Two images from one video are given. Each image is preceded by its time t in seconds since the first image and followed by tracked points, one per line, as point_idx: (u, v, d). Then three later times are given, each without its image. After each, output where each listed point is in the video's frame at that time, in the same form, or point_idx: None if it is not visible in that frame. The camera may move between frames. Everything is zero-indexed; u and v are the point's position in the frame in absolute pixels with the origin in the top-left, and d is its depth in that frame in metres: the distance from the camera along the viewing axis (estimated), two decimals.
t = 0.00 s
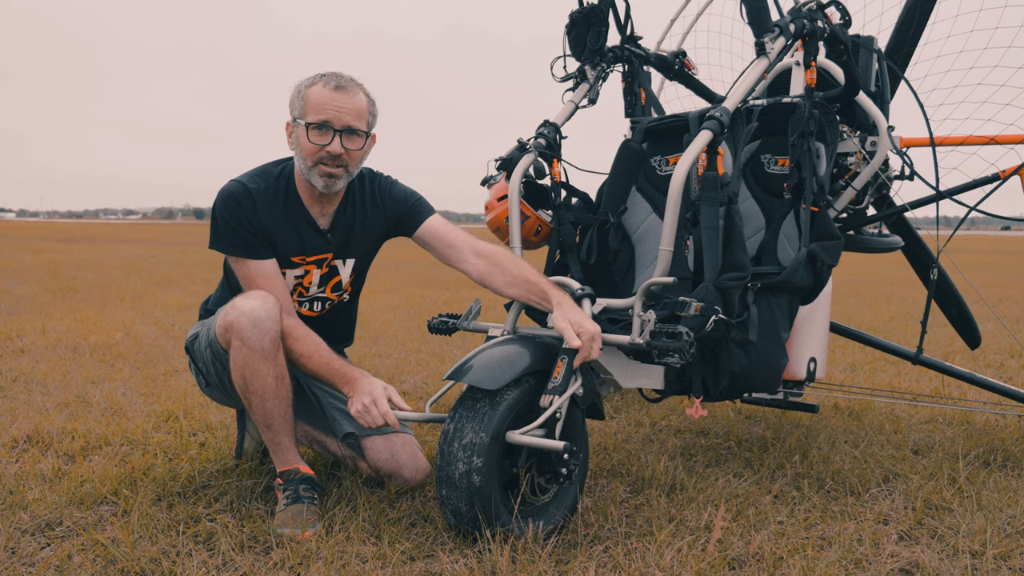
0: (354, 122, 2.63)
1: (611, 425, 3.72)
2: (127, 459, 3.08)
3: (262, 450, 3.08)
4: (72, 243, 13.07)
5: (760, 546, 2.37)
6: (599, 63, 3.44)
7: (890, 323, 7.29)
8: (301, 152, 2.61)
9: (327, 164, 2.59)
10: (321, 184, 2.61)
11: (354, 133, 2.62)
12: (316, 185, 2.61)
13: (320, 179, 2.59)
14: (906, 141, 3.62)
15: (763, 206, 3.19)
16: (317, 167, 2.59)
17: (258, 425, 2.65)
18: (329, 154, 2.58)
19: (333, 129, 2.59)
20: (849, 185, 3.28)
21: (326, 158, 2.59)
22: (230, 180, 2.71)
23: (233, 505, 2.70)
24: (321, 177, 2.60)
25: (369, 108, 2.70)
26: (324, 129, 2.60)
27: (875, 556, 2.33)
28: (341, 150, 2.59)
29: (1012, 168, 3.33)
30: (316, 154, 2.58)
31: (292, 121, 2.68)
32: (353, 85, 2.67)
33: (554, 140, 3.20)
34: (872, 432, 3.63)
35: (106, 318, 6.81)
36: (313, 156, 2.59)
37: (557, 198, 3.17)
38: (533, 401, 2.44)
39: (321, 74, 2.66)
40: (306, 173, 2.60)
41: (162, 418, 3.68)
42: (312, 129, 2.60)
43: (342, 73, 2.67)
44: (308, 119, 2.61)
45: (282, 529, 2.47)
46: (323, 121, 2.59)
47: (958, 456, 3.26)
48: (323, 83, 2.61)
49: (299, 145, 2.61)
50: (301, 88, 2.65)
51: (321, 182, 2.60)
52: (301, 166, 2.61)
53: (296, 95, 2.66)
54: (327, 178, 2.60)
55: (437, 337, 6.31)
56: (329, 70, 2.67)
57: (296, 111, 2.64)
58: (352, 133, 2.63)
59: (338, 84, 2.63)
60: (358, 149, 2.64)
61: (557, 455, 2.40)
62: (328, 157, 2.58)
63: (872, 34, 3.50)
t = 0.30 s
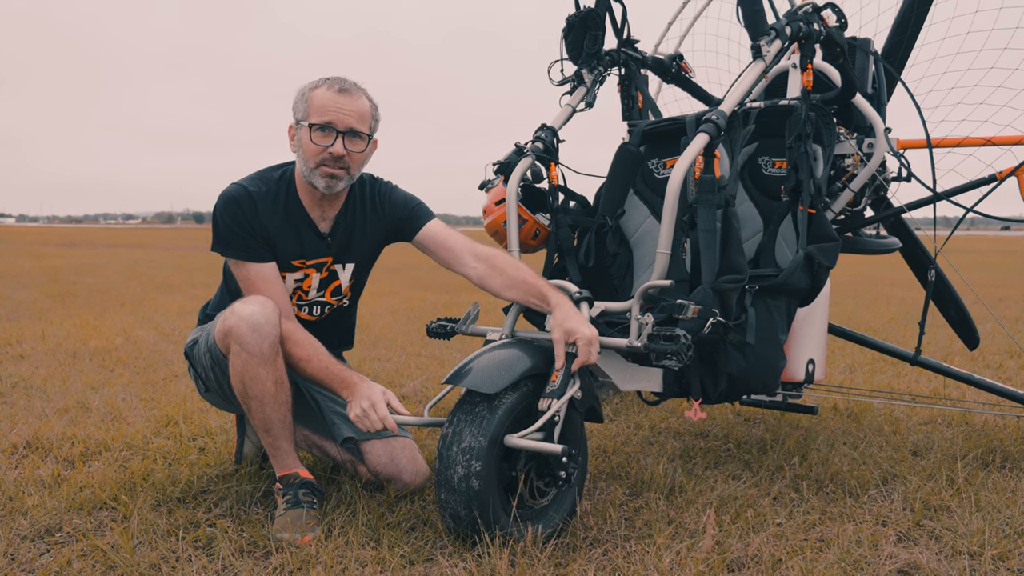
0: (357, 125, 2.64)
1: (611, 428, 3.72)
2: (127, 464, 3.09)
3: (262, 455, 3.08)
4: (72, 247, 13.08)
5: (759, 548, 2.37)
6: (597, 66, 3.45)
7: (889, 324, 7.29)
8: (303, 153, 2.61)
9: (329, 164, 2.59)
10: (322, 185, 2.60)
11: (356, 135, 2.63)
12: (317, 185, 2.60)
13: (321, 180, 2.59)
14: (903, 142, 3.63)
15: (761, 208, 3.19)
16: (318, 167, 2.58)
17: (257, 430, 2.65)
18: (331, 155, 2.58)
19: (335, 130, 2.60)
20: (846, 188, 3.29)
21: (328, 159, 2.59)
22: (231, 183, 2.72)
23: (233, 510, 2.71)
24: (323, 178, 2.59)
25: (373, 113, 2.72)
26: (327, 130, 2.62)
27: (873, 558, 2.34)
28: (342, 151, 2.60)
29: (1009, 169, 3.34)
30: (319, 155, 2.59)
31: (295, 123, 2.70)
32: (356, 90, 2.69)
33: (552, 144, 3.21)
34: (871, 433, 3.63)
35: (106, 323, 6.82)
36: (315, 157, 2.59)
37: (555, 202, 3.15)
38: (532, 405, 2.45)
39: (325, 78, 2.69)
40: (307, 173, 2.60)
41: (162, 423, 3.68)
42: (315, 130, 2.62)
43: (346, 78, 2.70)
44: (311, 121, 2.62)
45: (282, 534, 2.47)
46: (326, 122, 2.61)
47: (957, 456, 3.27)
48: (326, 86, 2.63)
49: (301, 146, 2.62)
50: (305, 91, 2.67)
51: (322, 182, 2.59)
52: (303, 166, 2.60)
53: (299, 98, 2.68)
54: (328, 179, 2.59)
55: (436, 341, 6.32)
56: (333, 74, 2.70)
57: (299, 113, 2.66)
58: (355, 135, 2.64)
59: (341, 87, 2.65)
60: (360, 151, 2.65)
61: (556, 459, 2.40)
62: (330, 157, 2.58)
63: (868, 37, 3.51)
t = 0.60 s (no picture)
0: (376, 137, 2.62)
1: (610, 430, 3.72)
2: (127, 468, 3.09)
3: (261, 458, 3.08)
4: (72, 251, 13.08)
5: (758, 550, 2.37)
6: (595, 69, 3.45)
7: (889, 325, 7.29)
8: (321, 165, 2.59)
9: (349, 177, 2.60)
10: (340, 195, 2.64)
11: (375, 147, 2.62)
12: (335, 196, 2.63)
13: (341, 191, 2.62)
14: (902, 144, 3.64)
15: (759, 210, 3.20)
16: (339, 180, 2.60)
17: (257, 433, 2.65)
18: (352, 169, 2.58)
19: (356, 144, 2.57)
20: (845, 189, 3.28)
21: (349, 172, 2.59)
22: (235, 185, 2.72)
23: (233, 514, 2.70)
24: (342, 189, 2.62)
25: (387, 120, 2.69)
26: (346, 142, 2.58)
27: (873, 559, 2.34)
28: (363, 165, 2.60)
29: (1007, 170, 3.35)
30: (339, 167, 2.58)
31: (308, 128, 2.64)
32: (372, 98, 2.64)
33: (550, 146, 3.21)
34: (871, 434, 3.64)
35: (106, 326, 6.82)
36: (335, 170, 2.58)
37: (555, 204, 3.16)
38: (531, 407, 2.44)
39: (340, 84, 2.62)
40: (326, 185, 2.61)
41: (162, 427, 3.68)
42: (334, 143, 2.57)
43: (361, 84, 2.63)
44: (330, 132, 2.57)
45: (281, 537, 2.47)
46: (346, 136, 2.56)
47: (956, 457, 3.27)
48: (344, 97, 2.57)
49: (319, 156, 2.59)
50: (320, 99, 2.60)
51: (342, 194, 2.63)
52: (321, 177, 2.60)
53: (314, 105, 2.60)
54: (348, 190, 2.62)
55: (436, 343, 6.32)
56: (348, 80, 2.63)
57: (315, 122, 2.59)
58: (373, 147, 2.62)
59: (360, 98, 2.59)
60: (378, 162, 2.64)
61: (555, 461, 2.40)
62: (350, 172, 2.58)
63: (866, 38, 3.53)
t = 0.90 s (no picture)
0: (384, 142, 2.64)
1: (601, 435, 3.73)
2: (115, 462, 3.07)
3: (251, 455, 3.06)
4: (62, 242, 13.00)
5: (747, 558, 2.38)
6: (595, 71, 3.46)
7: (879, 337, 7.33)
8: (332, 170, 2.58)
9: (360, 182, 2.61)
10: (349, 199, 2.64)
11: (383, 151, 2.64)
12: (343, 200, 2.64)
13: (350, 196, 2.63)
14: (900, 156, 3.66)
15: (756, 218, 3.22)
16: (349, 185, 2.60)
17: (248, 430, 2.64)
18: (363, 175, 2.59)
19: (367, 149, 2.59)
20: (842, 200, 3.35)
21: (359, 177, 2.60)
22: (232, 180, 2.72)
23: (222, 510, 2.69)
24: (350, 194, 2.63)
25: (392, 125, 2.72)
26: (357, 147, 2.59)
27: (860, 569, 2.35)
28: (373, 170, 2.62)
29: (1004, 185, 3.37)
30: (350, 173, 2.58)
31: (314, 132, 2.61)
32: (380, 103, 2.66)
33: (548, 148, 3.22)
34: (860, 445, 3.65)
35: (95, 319, 6.78)
36: (346, 175, 2.58)
37: (550, 207, 3.21)
38: (523, 409, 2.44)
39: (348, 88, 2.62)
40: (336, 190, 2.61)
41: (151, 422, 3.66)
42: (345, 148, 2.57)
43: (369, 89, 2.65)
44: (341, 138, 2.57)
45: (270, 535, 2.47)
46: (358, 141, 2.57)
47: (944, 470, 3.29)
48: (356, 103, 2.58)
49: (329, 161, 2.58)
50: (330, 103, 2.59)
51: (350, 199, 2.64)
52: (331, 182, 2.59)
53: (324, 109, 2.59)
54: (357, 194, 2.64)
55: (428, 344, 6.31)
56: (356, 84, 2.63)
57: (325, 127, 2.58)
58: (382, 152, 2.64)
59: (370, 103, 2.61)
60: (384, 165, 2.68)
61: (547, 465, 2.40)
62: (362, 177, 2.60)
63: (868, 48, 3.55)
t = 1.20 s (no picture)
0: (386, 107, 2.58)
1: (598, 404, 3.71)
2: (111, 424, 3.06)
3: (247, 418, 3.05)
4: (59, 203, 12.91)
5: (744, 529, 2.38)
6: (599, 38, 3.39)
7: (879, 311, 7.31)
8: (331, 133, 2.53)
9: (359, 147, 2.56)
10: (347, 164, 2.60)
11: (385, 117, 2.59)
12: (341, 164, 2.60)
13: (349, 160, 2.58)
14: (905, 127, 3.59)
15: (759, 189, 3.18)
16: (348, 149, 2.55)
17: (245, 392, 2.63)
18: (363, 140, 2.54)
19: (368, 114, 2.53)
20: (845, 171, 3.26)
21: (359, 141, 2.55)
22: (230, 141, 2.67)
23: (217, 473, 2.69)
24: (349, 159, 2.58)
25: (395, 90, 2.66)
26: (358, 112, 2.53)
27: (858, 542, 2.35)
28: (373, 136, 2.56)
29: (1010, 159, 3.32)
30: (349, 137, 2.53)
31: (315, 93, 2.55)
32: (384, 67, 2.60)
33: (550, 115, 3.16)
34: (858, 418, 3.65)
35: (92, 281, 6.74)
36: (346, 139, 2.53)
37: (553, 173, 3.14)
38: (522, 377, 2.42)
39: (352, 50, 2.55)
40: (334, 153, 2.56)
41: (147, 384, 3.65)
42: (346, 112, 2.52)
43: (373, 52, 2.58)
44: (343, 101, 2.51)
45: (266, 498, 2.46)
46: (359, 105, 2.51)
47: (943, 445, 3.29)
48: (359, 65, 2.52)
49: (329, 124, 2.53)
50: (333, 65, 2.52)
51: (348, 163, 2.59)
52: (330, 145, 2.54)
53: (326, 71, 2.53)
54: (355, 159, 2.59)
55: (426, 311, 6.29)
56: (360, 47, 2.57)
57: (326, 89, 2.52)
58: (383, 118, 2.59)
59: (373, 67, 2.55)
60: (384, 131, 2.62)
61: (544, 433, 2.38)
62: (361, 142, 2.55)
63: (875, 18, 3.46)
